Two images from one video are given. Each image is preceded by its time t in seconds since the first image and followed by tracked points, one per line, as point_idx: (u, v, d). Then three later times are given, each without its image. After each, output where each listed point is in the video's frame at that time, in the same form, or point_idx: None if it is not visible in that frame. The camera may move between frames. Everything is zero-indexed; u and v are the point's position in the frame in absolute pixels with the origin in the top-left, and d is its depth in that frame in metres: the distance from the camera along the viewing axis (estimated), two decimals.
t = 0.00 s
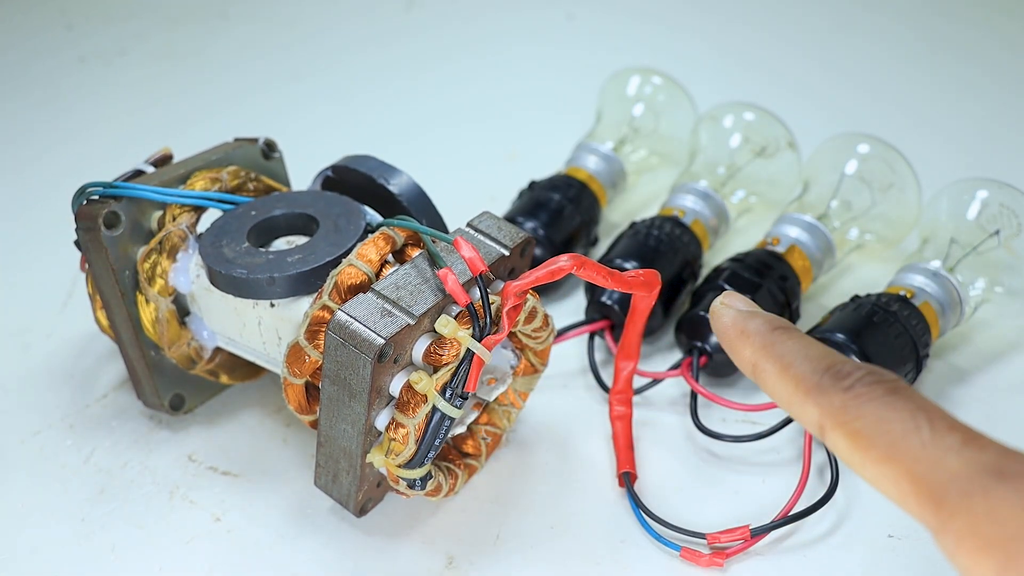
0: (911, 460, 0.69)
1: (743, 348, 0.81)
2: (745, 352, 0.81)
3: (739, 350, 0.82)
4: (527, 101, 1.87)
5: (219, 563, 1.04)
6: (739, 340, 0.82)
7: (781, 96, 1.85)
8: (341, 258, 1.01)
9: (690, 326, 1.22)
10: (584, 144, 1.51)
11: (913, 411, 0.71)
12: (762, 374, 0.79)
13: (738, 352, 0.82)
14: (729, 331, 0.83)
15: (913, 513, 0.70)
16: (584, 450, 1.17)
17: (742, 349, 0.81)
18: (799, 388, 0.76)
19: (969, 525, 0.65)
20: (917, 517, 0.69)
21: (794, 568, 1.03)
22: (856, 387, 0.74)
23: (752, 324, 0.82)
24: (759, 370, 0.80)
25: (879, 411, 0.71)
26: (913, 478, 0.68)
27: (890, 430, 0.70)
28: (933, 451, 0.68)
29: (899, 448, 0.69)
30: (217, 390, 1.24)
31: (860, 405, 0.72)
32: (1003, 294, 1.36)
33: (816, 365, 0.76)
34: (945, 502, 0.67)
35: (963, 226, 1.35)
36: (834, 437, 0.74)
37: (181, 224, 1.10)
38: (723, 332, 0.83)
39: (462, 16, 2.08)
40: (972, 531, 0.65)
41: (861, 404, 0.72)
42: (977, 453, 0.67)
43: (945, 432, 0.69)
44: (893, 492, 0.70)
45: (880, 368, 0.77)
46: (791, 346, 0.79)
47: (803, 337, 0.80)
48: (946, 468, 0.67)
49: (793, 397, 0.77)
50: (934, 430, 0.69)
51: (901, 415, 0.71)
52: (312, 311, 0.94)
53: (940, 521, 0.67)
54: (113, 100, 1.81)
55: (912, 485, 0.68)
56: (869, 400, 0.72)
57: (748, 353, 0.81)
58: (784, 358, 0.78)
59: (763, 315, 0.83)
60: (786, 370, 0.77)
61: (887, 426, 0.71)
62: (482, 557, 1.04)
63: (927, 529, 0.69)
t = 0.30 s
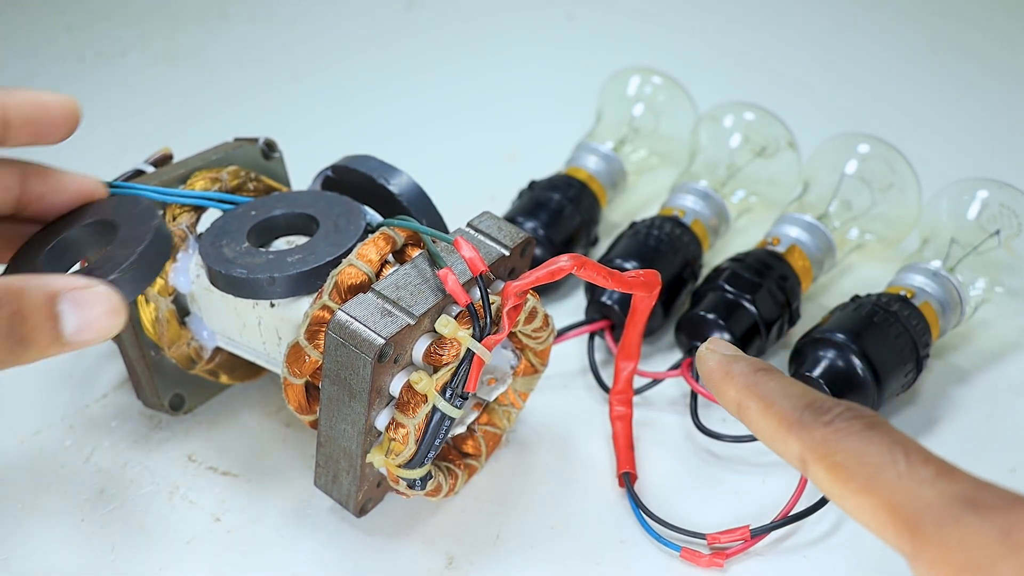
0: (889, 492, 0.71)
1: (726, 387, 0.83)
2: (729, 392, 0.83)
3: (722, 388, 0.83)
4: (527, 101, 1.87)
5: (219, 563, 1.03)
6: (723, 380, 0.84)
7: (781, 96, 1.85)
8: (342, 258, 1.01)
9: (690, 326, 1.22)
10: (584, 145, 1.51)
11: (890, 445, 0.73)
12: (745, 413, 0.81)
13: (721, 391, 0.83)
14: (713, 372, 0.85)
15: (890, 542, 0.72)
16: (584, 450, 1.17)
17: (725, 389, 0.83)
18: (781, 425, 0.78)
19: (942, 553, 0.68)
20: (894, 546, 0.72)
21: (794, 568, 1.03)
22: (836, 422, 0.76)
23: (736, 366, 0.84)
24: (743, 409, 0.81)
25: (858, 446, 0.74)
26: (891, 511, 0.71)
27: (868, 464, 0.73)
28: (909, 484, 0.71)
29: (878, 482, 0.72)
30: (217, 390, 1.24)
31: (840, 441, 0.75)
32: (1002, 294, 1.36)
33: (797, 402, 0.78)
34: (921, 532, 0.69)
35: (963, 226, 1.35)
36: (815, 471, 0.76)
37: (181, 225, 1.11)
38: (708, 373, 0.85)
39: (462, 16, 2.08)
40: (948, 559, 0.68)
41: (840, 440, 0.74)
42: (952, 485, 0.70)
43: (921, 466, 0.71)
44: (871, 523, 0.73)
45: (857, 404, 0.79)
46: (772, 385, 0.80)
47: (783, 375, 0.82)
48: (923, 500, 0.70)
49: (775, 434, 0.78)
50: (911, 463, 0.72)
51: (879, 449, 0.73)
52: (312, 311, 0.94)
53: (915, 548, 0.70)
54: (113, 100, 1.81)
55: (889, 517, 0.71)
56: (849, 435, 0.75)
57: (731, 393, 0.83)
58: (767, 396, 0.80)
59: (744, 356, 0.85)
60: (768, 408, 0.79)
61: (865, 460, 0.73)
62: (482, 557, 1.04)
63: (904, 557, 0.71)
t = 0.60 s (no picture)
0: (927, 496, 0.72)
1: (761, 391, 0.83)
2: (764, 396, 0.83)
3: (756, 392, 0.84)
4: (527, 102, 1.87)
5: (219, 563, 1.04)
6: (757, 384, 0.84)
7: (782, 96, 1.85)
8: (342, 258, 1.01)
9: (690, 326, 1.22)
10: (584, 144, 1.51)
11: (927, 451, 0.74)
12: (781, 417, 0.81)
13: (756, 395, 0.84)
14: (747, 376, 0.85)
15: (922, 546, 0.73)
16: (584, 450, 1.17)
17: (761, 393, 0.83)
18: (818, 430, 0.78)
19: (979, 556, 0.69)
20: (926, 551, 0.72)
21: (794, 569, 1.03)
22: (874, 429, 0.77)
23: (770, 371, 0.84)
24: (779, 413, 0.81)
25: (897, 452, 0.74)
26: (929, 515, 0.71)
27: (907, 469, 0.73)
28: (947, 489, 0.72)
29: (917, 487, 0.72)
30: (217, 390, 1.24)
31: (879, 446, 0.75)
32: (1002, 294, 1.36)
33: (834, 408, 0.79)
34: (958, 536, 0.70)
35: (963, 226, 1.35)
36: (851, 475, 0.76)
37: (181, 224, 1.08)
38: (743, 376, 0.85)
39: (462, 15, 2.08)
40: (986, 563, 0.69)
41: (879, 446, 0.75)
42: (988, 491, 0.72)
43: (957, 473, 0.73)
44: (906, 527, 0.73)
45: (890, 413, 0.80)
46: (809, 392, 0.81)
47: (817, 382, 0.83)
48: (961, 504, 0.71)
49: (811, 439, 0.79)
50: (948, 469, 0.73)
51: (917, 455, 0.74)
52: (312, 311, 0.94)
53: (950, 552, 0.71)
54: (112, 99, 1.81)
55: (926, 521, 0.72)
56: (888, 441, 0.75)
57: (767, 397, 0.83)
58: (804, 402, 0.80)
59: (778, 363, 0.86)
60: (806, 413, 0.79)
61: (904, 466, 0.73)
62: (483, 557, 1.04)
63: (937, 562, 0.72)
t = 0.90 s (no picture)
0: (930, 496, 0.75)
1: (764, 395, 0.87)
2: (767, 401, 0.86)
3: (759, 397, 0.87)
4: (528, 103, 1.87)
5: (219, 563, 1.04)
6: (759, 389, 0.87)
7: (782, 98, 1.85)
8: (342, 259, 1.01)
9: (691, 326, 1.22)
10: (584, 145, 1.51)
11: (931, 453, 0.77)
12: (784, 421, 0.85)
13: (758, 399, 0.87)
14: (749, 381, 0.88)
15: (924, 546, 0.76)
16: (583, 450, 1.17)
17: (764, 398, 0.86)
18: (820, 433, 0.82)
19: (982, 554, 0.72)
20: (929, 550, 0.76)
21: (793, 569, 1.03)
22: (876, 431, 0.80)
23: (771, 376, 0.87)
24: (781, 418, 0.85)
25: (899, 454, 0.78)
26: (932, 514, 0.74)
27: (910, 470, 0.76)
28: (950, 490, 0.75)
29: (920, 487, 0.75)
30: (217, 390, 1.24)
31: (882, 448, 0.78)
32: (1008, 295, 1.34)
33: (837, 412, 0.83)
34: (962, 535, 0.73)
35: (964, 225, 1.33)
36: (854, 477, 0.79)
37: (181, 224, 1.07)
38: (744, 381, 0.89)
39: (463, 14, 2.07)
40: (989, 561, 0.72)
41: (882, 448, 0.78)
42: (990, 491, 0.74)
43: (959, 473, 0.76)
44: (909, 527, 0.76)
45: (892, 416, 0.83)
46: (812, 395, 0.84)
47: (818, 387, 0.86)
48: (964, 504, 0.74)
49: (814, 442, 0.82)
50: (951, 471, 0.76)
51: (920, 457, 0.77)
52: (312, 311, 0.94)
53: (953, 550, 0.74)
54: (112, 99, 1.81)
55: (930, 521, 0.75)
56: (890, 443, 0.79)
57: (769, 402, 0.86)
58: (806, 406, 0.84)
59: (778, 368, 0.89)
60: (809, 417, 0.83)
61: (906, 467, 0.77)
62: (483, 556, 1.04)
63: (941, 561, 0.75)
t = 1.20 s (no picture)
0: (913, 487, 0.79)
1: (747, 371, 0.90)
2: (750, 377, 0.89)
3: (743, 374, 0.90)
4: (528, 103, 1.87)
5: (219, 564, 1.04)
6: (742, 364, 0.90)
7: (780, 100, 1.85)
8: (342, 259, 1.01)
9: (691, 327, 1.22)
10: (584, 144, 1.50)
11: (914, 442, 0.81)
12: (766, 399, 0.88)
13: (741, 375, 0.90)
14: (733, 355, 0.91)
15: (906, 535, 0.80)
16: (583, 450, 1.17)
17: (747, 376, 0.90)
18: (804, 414, 0.85)
19: (965, 547, 0.76)
20: (910, 537, 0.79)
21: (794, 569, 1.03)
22: (857, 416, 0.84)
23: (754, 351, 0.90)
24: (763, 395, 0.88)
25: (883, 442, 0.81)
26: (913, 503, 0.78)
27: (896, 460, 0.80)
28: (935, 481, 0.78)
29: (901, 476, 0.79)
30: (217, 390, 1.24)
31: (865, 434, 0.82)
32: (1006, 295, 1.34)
33: (821, 394, 0.86)
34: (943, 526, 0.77)
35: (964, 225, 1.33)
36: (837, 460, 0.83)
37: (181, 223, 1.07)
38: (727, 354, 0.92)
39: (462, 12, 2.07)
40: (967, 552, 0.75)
41: (865, 434, 0.82)
42: (976, 484, 0.77)
43: (945, 465, 0.79)
44: (892, 516, 0.80)
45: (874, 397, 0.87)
46: (795, 375, 0.87)
47: (801, 363, 0.89)
48: (947, 496, 0.77)
49: (797, 422, 0.86)
50: (937, 462, 0.79)
51: (905, 447, 0.80)
52: (312, 311, 0.94)
53: (937, 543, 0.77)
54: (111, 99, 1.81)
55: (912, 511, 0.78)
56: (873, 430, 0.82)
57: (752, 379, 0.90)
58: (789, 385, 0.87)
59: (761, 341, 0.92)
60: (792, 397, 0.86)
61: (892, 456, 0.80)
62: (482, 556, 1.04)
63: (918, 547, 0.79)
